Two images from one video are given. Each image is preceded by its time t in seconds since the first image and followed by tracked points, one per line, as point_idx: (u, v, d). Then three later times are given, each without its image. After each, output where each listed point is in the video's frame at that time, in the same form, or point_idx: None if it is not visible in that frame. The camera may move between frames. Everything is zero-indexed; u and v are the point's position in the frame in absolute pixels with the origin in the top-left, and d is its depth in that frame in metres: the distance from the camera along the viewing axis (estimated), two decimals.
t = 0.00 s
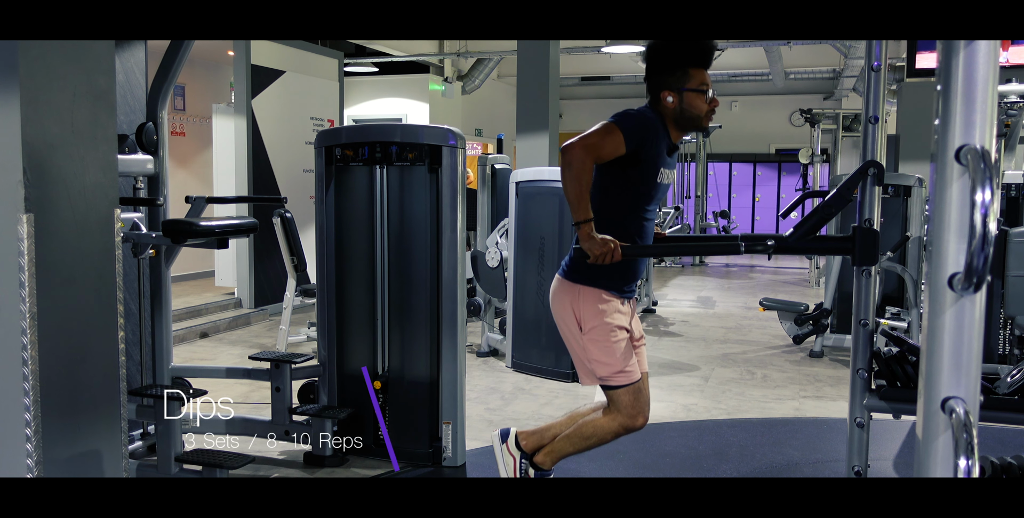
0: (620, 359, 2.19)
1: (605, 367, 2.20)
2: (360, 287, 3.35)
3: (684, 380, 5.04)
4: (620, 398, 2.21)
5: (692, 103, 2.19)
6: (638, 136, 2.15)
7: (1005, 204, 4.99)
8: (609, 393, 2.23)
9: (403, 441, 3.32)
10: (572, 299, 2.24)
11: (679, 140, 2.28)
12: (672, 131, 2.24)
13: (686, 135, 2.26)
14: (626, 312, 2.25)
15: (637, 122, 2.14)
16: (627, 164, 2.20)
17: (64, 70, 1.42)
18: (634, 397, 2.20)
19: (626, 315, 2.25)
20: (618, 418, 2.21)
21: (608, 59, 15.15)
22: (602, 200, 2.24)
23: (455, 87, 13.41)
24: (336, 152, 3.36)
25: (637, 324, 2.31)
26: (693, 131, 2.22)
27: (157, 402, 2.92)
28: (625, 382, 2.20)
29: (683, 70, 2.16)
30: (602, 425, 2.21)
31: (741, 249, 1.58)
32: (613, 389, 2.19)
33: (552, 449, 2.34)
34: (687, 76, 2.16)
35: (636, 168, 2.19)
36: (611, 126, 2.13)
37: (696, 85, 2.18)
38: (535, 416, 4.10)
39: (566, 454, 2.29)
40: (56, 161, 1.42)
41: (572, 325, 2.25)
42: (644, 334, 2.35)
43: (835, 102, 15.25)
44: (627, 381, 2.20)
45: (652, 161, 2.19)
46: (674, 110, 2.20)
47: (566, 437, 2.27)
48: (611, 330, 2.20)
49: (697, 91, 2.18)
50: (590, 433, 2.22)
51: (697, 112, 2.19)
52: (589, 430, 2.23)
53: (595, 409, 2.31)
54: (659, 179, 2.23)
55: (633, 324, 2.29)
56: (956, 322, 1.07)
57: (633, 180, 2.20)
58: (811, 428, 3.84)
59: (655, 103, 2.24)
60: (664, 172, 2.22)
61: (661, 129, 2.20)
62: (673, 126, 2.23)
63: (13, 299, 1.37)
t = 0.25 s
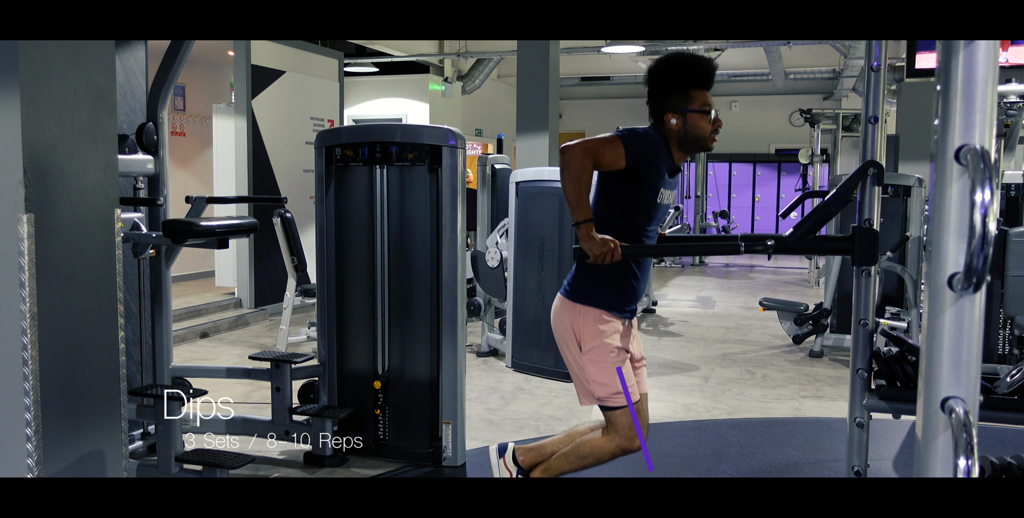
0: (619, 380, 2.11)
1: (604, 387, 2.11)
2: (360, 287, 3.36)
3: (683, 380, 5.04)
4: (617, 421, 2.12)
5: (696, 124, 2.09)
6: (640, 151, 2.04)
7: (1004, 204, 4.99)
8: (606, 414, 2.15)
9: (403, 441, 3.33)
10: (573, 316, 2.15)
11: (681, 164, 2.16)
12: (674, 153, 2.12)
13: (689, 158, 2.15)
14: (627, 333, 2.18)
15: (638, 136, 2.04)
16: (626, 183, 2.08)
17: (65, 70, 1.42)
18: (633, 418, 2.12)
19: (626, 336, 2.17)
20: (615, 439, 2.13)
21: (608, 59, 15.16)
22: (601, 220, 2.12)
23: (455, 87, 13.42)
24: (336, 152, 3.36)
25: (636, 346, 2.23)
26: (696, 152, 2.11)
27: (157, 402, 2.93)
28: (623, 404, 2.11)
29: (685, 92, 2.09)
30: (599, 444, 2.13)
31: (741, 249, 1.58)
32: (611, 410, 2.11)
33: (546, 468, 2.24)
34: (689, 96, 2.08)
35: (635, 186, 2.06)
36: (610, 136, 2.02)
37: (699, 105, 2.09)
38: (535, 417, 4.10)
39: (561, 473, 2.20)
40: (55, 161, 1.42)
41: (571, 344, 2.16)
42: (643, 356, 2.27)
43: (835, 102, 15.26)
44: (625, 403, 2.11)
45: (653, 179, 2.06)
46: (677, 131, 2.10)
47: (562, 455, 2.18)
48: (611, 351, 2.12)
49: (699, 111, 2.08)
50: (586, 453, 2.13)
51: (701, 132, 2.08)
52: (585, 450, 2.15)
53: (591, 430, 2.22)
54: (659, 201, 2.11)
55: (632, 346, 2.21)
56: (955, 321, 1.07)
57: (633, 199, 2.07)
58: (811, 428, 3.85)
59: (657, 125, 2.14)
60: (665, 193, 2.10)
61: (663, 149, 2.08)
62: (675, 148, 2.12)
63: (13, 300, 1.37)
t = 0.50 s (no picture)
0: (621, 401, 2.11)
1: (605, 408, 2.11)
2: (360, 287, 3.36)
3: (683, 380, 5.04)
4: (618, 440, 2.13)
5: (700, 148, 2.08)
6: (642, 170, 2.03)
7: (1004, 204, 4.99)
8: (607, 432, 2.16)
9: (403, 441, 3.33)
10: (575, 337, 2.13)
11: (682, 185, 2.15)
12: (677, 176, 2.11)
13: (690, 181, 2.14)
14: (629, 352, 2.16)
15: (642, 155, 2.03)
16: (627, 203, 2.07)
17: (65, 70, 1.42)
18: (634, 438, 2.13)
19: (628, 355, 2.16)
20: (616, 458, 2.14)
21: (608, 59, 15.16)
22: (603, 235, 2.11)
23: (455, 87, 13.43)
24: (337, 152, 3.37)
25: (638, 362, 2.22)
26: (698, 176, 2.10)
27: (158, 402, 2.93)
28: (624, 425, 2.12)
29: (690, 115, 2.08)
30: (599, 464, 2.14)
31: (741, 249, 1.57)
32: (612, 430, 2.12)
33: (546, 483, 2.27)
34: (694, 120, 2.07)
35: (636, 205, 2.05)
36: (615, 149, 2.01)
37: (702, 128, 2.08)
38: (535, 417, 4.10)
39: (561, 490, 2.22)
40: (56, 161, 1.43)
41: (573, 363, 2.15)
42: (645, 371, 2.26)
43: (835, 102, 15.26)
44: (626, 423, 2.12)
45: (654, 200, 2.05)
46: (680, 154, 2.08)
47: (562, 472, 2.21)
48: (613, 371, 2.11)
49: (702, 134, 2.07)
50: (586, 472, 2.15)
51: (703, 157, 2.07)
52: (586, 468, 2.16)
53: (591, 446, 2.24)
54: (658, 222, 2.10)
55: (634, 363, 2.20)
56: (955, 320, 1.07)
57: (633, 218, 2.06)
58: (811, 428, 3.85)
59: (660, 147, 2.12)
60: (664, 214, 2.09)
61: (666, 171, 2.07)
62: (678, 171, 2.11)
63: (14, 299, 1.38)
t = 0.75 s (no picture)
0: (621, 407, 2.11)
1: (605, 414, 2.12)
2: (360, 287, 3.36)
3: (683, 380, 5.05)
4: (617, 446, 2.13)
5: (702, 155, 2.08)
6: (643, 174, 2.03)
7: (1004, 204, 5.00)
8: (607, 437, 2.16)
9: (403, 441, 3.33)
10: (576, 343, 2.13)
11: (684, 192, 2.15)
12: (678, 182, 2.11)
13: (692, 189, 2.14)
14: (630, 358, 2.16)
15: (643, 159, 2.03)
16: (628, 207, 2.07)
17: (66, 70, 1.42)
18: (633, 444, 2.13)
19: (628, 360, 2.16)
20: (616, 463, 2.14)
21: (608, 59, 15.16)
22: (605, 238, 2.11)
23: (455, 87, 13.43)
24: (337, 152, 3.37)
25: (639, 368, 2.22)
26: (699, 183, 2.10)
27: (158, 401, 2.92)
28: (624, 430, 2.12)
29: (692, 123, 2.08)
30: (599, 468, 2.16)
31: (741, 249, 1.57)
32: (612, 436, 2.12)
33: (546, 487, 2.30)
34: (696, 128, 2.07)
35: (637, 209, 2.05)
36: (616, 151, 2.01)
37: (704, 135, 2.07)
38: (535, 416, 4.11)
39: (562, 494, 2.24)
40: (57, 162, 1.43)
41: (575, 369, 2.15)
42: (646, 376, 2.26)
43: (835, 102, 15.27)
44: (626, 429, 2.12)
45: (654, 204, 2.05)
46: (682, 160, 2.08)
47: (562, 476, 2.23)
48: (614, 377, 2.11)
49: (704, 141, 2.07)
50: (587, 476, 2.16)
51: (705, 163, 2.07)
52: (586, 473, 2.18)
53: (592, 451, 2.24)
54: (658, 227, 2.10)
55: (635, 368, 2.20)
56: (955, 320, 1.07)
57: (633, 223, 2.06)
58: (811, 428, 3.85)
59: (662, 154, 2.13)
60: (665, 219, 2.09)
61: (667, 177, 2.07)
62: (680, 178, 2.11)
63: (14, 299, 1.38)
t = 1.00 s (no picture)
0: (619, 400, 2.12)
1: (603, 407, 2.12)
2: (360, 287, 3.36)
3: (683, 380, 5.05)
4: (614, 438, 2.14)
5: (703, 149, 2.08)
6: (644, 167, 2.03)
7: (1004, 204, 5.00)
8: (604, 430, 2.17)
9: (403, 440, 3.33)
10: (576, 335, 2.14)
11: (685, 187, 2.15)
12: (680, 176, 2.11)
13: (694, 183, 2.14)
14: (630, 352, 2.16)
15: (644, 153, 2.03)
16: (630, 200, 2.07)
17: (66, 71, 1.43)
18: (630, 437, 2.14)
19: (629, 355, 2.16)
20: (613, 456, 2.16)
21: (608, 59, 15.16)
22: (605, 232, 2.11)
23: (455, 87, 13.44)
24: (337, 152, 3.37)
25: (639, 362, 2.22)
26: (700, 177, 2.10)
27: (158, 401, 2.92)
28: (622, 424, 2.13)
29: (694, 117, 2.08)
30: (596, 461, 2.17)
31: (741, 249, 1.57)
32: (609, 429, 2.13)
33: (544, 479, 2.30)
34: (698, 121, 2.07)
35: (637, 202, 2.06)
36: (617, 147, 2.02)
37: (706, 130, 2.08)
38: (535, 416, 4.11)
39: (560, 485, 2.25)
40: (56, 163, 1.43)
41: (574, 362, 2.15)
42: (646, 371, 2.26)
43: (835, 102, 15.27)
44: (623, 423, 2.13)
45: (655, 198, 2.05)
46: (683, 153, 2.09)
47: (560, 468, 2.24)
48: (613, 370, 2.12)
49: (706, 135, 2.07)
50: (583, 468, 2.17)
51: (706, 156, 2.07)
52: (583, 465, 2.19)
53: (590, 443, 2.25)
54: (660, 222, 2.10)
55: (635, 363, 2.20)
56: (954, 321, 1.07)
57: (634, 217, 2.06)
58: (811, 428, 3.85)
59: (664, 147, 2.13)
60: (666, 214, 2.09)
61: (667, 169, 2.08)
62: (681, 171, 2.11)
63: (14, 299, 1.38)
